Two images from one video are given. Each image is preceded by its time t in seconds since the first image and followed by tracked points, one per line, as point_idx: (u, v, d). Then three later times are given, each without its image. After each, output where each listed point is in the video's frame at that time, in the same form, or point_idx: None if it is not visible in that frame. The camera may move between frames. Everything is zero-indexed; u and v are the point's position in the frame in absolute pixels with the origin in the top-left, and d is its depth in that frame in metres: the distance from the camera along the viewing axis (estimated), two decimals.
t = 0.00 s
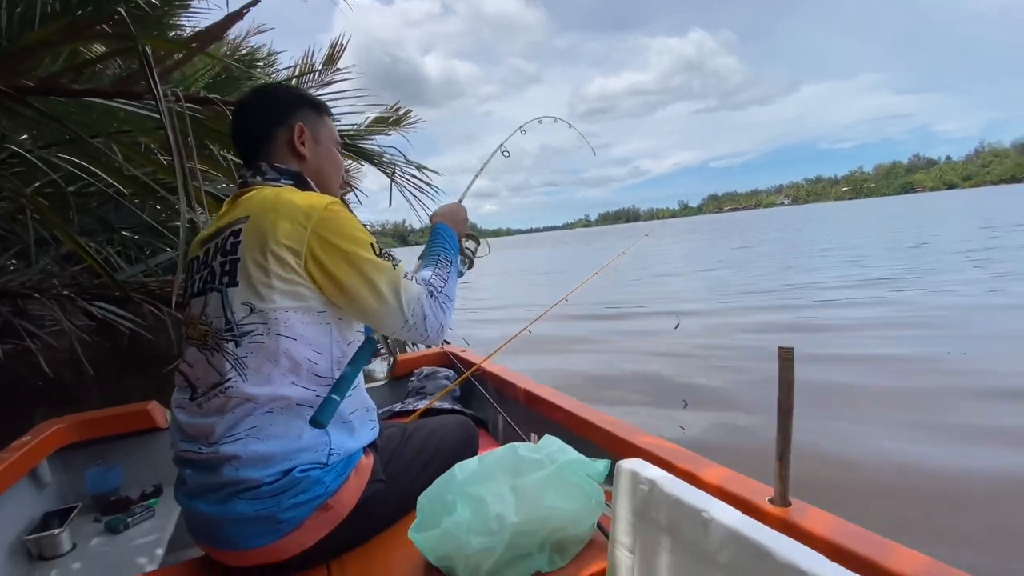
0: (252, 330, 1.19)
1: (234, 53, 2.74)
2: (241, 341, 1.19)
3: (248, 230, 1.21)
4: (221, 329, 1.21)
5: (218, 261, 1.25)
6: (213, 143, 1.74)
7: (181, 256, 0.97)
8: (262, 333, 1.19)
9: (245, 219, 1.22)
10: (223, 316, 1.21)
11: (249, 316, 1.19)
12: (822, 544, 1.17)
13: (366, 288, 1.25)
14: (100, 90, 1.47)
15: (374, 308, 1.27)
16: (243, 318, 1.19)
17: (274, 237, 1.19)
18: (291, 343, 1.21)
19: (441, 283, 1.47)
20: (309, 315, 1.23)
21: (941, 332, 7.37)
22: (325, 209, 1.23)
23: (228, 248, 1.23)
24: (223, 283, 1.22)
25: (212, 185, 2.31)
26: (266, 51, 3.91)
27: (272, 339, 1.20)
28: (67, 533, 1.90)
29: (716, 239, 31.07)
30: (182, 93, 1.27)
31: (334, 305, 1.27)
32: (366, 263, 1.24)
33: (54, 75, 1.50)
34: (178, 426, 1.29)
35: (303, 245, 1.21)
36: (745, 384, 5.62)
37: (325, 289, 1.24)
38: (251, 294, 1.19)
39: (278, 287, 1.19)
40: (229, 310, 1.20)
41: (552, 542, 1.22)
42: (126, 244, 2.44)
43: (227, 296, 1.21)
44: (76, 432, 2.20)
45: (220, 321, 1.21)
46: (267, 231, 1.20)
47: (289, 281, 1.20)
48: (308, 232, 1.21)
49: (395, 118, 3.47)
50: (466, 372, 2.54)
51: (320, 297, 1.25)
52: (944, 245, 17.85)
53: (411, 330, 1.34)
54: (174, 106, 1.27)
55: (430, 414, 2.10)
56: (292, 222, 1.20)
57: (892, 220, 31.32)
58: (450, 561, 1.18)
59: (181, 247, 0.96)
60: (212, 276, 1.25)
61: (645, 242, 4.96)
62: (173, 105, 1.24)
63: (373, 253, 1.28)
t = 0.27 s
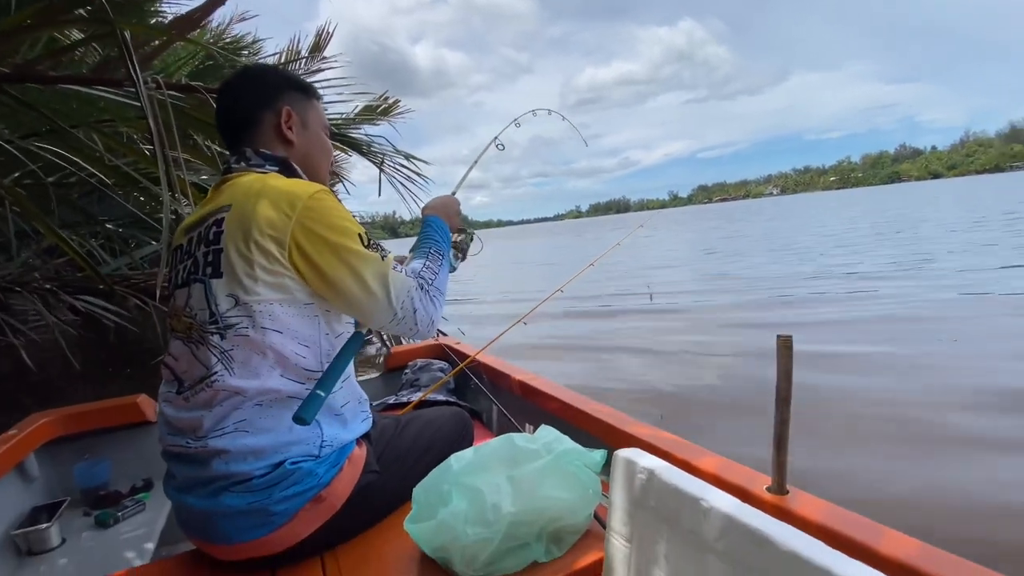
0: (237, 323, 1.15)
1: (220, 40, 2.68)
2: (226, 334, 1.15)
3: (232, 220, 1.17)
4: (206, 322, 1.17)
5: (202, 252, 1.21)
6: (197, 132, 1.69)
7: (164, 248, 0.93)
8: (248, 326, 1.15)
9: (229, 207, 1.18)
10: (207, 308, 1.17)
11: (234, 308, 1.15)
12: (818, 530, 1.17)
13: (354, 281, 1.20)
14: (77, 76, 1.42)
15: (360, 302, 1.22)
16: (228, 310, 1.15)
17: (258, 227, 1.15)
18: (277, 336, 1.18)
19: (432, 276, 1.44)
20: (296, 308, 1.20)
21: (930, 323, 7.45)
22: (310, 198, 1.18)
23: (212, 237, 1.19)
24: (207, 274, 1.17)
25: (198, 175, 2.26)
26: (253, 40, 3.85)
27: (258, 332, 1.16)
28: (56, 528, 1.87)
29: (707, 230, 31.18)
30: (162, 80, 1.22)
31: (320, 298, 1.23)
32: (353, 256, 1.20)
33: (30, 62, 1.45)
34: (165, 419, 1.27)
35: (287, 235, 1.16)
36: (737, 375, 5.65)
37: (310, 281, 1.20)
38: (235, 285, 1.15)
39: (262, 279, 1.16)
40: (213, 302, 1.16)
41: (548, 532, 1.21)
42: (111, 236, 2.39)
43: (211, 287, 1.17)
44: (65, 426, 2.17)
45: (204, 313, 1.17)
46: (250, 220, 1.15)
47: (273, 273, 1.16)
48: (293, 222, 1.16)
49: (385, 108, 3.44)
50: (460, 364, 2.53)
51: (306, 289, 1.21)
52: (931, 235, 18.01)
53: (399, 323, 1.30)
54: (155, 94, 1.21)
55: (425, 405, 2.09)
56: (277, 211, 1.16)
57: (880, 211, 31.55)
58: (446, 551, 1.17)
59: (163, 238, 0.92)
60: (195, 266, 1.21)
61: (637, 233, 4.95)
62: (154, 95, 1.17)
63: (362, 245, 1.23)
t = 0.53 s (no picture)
0: (220, 321, 1.12)
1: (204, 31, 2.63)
2: (208, 333, 1.13)
3: (213, 215, 1.14)
4: (187, 320, 1.14)
5: (182, 247, 1.18)
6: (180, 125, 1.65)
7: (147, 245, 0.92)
8: (229, 325, 1.12)
9: (210, 201, 1.15)
10: (188, 305, 1.14)
11: (216, 306, 1.12)
12: (813, 524, 1.15)
13: (339, 278, 1.16)
14: (54, 67, 1.38)
15: (346, 299, 1.19)
16: (209, 308, 1.12)
17: (240, 222, 1.12)
18: (260, 337, 1.15)
19: (422, 274, 1.41)
20: (280, 307, 1.17)
21: (921, 314, 7.50)
22: (294, 192, 1.14)
23: (192, 232, 1.16)
24: (187, 271, 1.15)
25: (183, 169, 2.22)
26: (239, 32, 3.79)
27: (241, 331, 1.13)
28: (41, 528, 1.85)
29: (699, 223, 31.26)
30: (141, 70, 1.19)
31: (306, 295, 1.20)
32: (338, 253, 1.16)
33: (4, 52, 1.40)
34: (149, 419, 1.25)
35: (269, 231, 1.13)
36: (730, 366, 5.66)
37: (295, 278, 1.17)
38: (217, 283, 1.12)
39: (244, 276, 1.12)
40: (195, 300, 1.13)
41: (541, 528, 1.20)
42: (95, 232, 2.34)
43: (192, 284, 1.14)
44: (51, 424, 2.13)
45: (185, 311, 1.14)
46: (232, 216, 1.12)
47: (255, 270, 1.13)
48: (275, 218, 1.13)
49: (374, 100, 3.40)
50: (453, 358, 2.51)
51: (291, 286, 1.17)
52: (921, 226, 18.12)
53: (388, 322, 1.26)
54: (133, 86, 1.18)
55: (417, 401, 2.07)
56: (258, 207, 1.12)
57: (870, 203, 31.71)
58: (437, 549, 1.16)
59: (146, 233, 0.91)
60: (176, 262, 1.18)
61: (630, 225, 4.94)
62: (134, 85, 1.15)
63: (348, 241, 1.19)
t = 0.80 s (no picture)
0: (210, 322, 1.10)
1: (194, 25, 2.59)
2: (199, 334, 1.10)
3: (203, 212, 1.10)
4: (177, 320, 1.11)
5: (170, 245, 1.15)
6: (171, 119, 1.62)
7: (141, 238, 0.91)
8: (220, 326, 1.10)
9: (200, 195, 1.12)
10: (178, 304, 1.11)
11: (206, 306, 1.10)
12: (810, 510, 1.15)
13: (336, 279, 1.15)
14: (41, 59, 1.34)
15: (341, 300, 1.17)
16: (201, 308, 1.10)
17: (231, 221, 1.09)
18: (254, 338, 1.13)
19: (420, 274, 1.40)
20: (272, 307, 1.15)
21: (914, 307, 7.54)
22: (290, 190, 1.12)
23: (181, 229, 1.13)
24: (177, 268, 1.11)
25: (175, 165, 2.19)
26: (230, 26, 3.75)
27: (233, 332, 1.11)
28: (37, 527, 1.83)
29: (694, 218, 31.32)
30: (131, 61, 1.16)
31: (300, 295, 1.18)
32: (334, 254, 1.14)
33: None
34: (140, 418, 1.23)
35: (264, 230, 1.10)
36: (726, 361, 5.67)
37: (289, 278, 1.14)
38: (207, 282, 1.09)
39: (236, 276, 1.10)
40: (184, 299, 1.11)
41: (542, 521, 1.19)
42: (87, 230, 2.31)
43: (181, 282, 1.11)
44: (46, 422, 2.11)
45: (175, 310, 1.11)
46: (224, 213, 1.09)
47: (248, 270, 1.11)
48: (270, 216, 1.10)
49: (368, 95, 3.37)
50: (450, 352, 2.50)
51: (285, 286, 1.15)
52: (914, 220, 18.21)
53: (384, 323, 1.25)
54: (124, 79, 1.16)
55: (415, 395, 2.06)
56: (252, 205, 1.09)
57: (863, 198, 31.82)
58: (437, 543, 1.15)
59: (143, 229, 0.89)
60: (164, 258, 1.15)
61: (626, 220, 4.94)
62: (123, 78, 1.13)
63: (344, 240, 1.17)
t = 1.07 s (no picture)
0: (179, 330, 1.07)
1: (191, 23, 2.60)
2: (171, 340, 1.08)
3: (184, 218, 1.09)
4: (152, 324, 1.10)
5: (151, 245, 1.14)
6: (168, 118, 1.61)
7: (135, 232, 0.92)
8: (189, 334, 1.07)
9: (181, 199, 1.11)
10: (151, 309, 1.10)
11: (177, 313, 1.07)
12: (804, 497, 1.16)
13: (316, 297, 1.10)
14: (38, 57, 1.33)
15: (322, 318, 1.13)
16: (171, 315, 1.08)
17: (210, 231, 1.07)
18: (223, 348, 1.09)
19: (410, 289, 1.37)
20: (244, 318, 1.10)
21: (909, 303, 7.59)
22: (272, 201, 1.08)
23: (161, 232, 1.12)
24: (152, 272, 1.11)
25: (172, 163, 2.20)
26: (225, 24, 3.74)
27: (201, 340, 1.08)
28: (39, 525, 1.84)
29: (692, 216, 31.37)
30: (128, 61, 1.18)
31: (281, 309, 1.14)
32: (315, 271, 1.10)
33: None
34: (128, 423, 1.23)
35: (243, 241, 1.07)
36: (724, 357, 5.70)
37: (267, 293, 1.10)
38: (180, 290, 1.07)
39: (212, 287, 1.07)
40: (157, 305, 1.09)
41: (542, 512, 1.20)
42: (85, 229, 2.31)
43: (156, 286, 1.10)
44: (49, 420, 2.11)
45: (149, 315, 1.10)
46: (204, 222, 1.07)
47: (224, 282, 1.07)
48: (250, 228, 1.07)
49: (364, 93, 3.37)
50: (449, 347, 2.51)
51: (264, 300, 1.11)
52: (909, 218, 18.30)
53: (371, 339, 1.21)
54: (123, 77, 1.18)
55: (415, 390, 2.07)
56: (230, 215, 1.06)
57: (859, 195, 31.92)
58: (438, 535, 1.16)
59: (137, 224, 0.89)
60: (144, 261, 1.14)
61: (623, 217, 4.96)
62: (121, 76, 1.15)
63: (329, 255, 1.13)
